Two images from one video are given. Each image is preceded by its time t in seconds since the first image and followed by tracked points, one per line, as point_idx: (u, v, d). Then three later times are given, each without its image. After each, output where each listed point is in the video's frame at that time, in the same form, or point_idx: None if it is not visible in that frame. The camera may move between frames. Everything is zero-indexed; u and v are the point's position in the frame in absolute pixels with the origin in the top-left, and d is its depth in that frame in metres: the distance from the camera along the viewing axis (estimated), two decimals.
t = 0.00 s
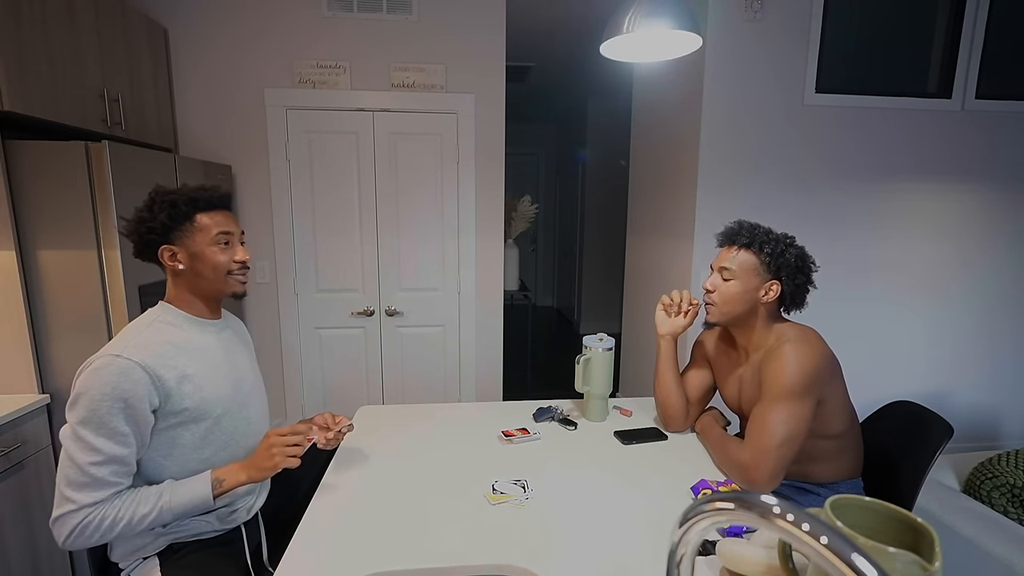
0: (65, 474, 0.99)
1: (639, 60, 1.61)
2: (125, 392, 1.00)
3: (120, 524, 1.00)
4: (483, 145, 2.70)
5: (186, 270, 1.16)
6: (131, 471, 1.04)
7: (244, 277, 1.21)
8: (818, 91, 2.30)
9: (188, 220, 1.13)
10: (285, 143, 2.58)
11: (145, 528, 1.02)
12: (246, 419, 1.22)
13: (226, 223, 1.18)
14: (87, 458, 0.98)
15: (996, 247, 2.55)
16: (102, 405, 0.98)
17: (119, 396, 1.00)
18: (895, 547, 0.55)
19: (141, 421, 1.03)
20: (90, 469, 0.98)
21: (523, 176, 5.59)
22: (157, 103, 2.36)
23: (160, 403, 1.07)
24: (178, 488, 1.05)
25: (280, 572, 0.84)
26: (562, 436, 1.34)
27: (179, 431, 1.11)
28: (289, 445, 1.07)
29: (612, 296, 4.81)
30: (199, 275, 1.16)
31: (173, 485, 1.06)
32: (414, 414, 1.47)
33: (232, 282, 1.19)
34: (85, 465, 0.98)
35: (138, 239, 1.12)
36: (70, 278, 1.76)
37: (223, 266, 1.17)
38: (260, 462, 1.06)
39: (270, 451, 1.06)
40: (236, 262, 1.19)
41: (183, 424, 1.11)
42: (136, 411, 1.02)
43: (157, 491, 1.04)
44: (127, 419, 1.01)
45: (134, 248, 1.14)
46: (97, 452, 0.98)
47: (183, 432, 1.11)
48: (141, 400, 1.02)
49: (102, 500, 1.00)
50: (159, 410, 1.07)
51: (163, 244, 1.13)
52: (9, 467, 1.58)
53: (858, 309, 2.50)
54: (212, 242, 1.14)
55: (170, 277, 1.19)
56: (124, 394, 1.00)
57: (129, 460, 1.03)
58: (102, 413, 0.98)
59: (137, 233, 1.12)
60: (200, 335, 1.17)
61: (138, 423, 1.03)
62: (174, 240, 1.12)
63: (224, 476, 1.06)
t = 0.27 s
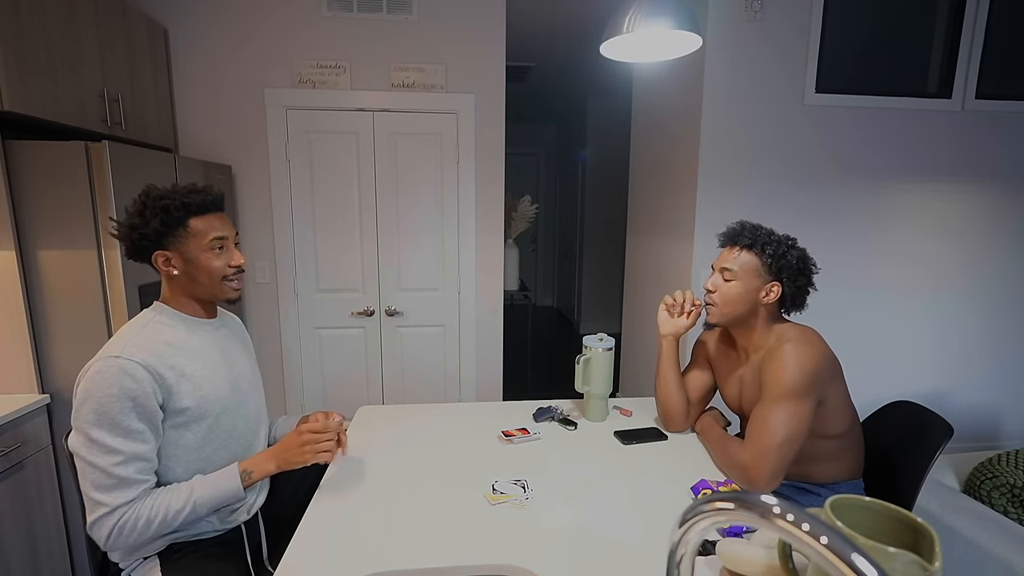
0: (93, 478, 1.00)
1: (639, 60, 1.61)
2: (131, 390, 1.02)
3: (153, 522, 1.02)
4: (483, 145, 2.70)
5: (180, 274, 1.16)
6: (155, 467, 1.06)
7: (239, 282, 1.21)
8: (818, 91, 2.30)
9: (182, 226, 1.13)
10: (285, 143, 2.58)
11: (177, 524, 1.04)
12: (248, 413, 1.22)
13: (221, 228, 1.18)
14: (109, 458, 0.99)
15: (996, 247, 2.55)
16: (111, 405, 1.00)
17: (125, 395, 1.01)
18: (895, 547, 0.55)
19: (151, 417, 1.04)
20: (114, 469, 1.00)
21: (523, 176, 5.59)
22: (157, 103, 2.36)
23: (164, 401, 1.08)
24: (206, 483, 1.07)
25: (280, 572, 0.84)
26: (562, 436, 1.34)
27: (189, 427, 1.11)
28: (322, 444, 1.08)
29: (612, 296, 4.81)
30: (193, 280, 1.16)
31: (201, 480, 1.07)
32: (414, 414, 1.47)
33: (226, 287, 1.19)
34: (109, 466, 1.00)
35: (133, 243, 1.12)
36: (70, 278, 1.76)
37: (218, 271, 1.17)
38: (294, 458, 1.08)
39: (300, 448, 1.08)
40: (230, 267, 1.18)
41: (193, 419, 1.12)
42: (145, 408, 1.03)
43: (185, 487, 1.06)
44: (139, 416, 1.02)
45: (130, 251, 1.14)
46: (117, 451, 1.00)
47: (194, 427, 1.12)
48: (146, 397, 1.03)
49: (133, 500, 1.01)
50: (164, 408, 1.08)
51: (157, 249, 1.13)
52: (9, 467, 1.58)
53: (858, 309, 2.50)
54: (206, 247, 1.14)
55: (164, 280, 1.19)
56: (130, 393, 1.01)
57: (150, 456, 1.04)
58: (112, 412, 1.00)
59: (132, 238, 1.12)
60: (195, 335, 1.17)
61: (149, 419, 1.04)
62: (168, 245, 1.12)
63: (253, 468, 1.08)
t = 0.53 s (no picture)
0: (95, 478, 1.00)
1: (638, 60, 1.61)
2: (127, 390, 1.02)
3: (159, 522, 1.02)
4: (483, 145, 2.70)
5: (176, 276, 1.16)
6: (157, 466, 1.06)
7: (235, 285, 1.21)
8: (818, 91, 2.30)
9: (181, 228, 1.13)
10: (285, 143, 2.58)
11: (181, 523, 1.05)
12: (245, 411, 1.22)
13: (220, 232, 1.18)
14: (109, 458, 1.00)
15: (996, 247, 2.55)
16: (108, 405, 1.00)
17: (122, 395, 1.01)
18: (894, 547, 0.55)
19: (149, 416, 1.04)
20: (116, 469, 1.00)
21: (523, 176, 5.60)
22: (157, 102, 2.36)
23: (161, 400, 1.08)
24: (210, 482, 1.07)
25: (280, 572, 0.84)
26: (562, 436, 1.34)
27: (188, 426, 1.12)
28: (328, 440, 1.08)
29: (612, 296, 4.81)
30: (189, 282, 1.16)
31: (206, 478, 1.08)
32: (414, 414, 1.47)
33: (222, 290, 1.19)
34: (111, 466, 1.00)
35: (130, 243, 1.12)
36: (70, 278, 1.76)
37: (214, 274, 1.17)
38: (298, 455, 1.08)
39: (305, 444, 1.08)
40: (227, 271, 1.19)
41: (192, 418, 1.12)
42: (142, 407, 1.03)
43: (189, 485, 1.06)
44: (137, 416, 1.03)
45: (126, 249, 1.14)
46: (117, 451, 1.00)
47: (193, 426, 1.12)
48: (143, 396, 1.03)
49: (136, 500, 1.01)
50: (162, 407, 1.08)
51: (154, 250, 1.13)
52: (9, 467, 1.58)
53: (858, 309, 2.50)
54: (204, 251, 1.14)
55: (160, 280, 1.19)
56: (127, 393, 1.01)
57: (151, 455, 1.05)
58: (109, 413, 1.00)
59: (129, 237, 1.12)
60: (191, 336, 1.17)
61: (148, 418, 1.04)
62: (166, 247, 1.12)
63: (257, 467, 1.08)
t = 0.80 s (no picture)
0: (99, 479, 1.00)
1: (638, 60, 1.61)
2: (129, 390, 1.02)
3: (165, 523, 1.03)
4: (483, 145, 2.70)
5: (172, 271, 1.15)
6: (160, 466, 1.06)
7: (230, 281, 1.22)
8: (818, 91, 2.30)
9: (178, 223, 1.13)
10: (285, 143, 2.58)
11: (186, 525, 1.05)
12: (246, 412, 1.22)
13: (215, 227, 1.18)
14: (112, 458, 1.00)
15: (996, 247, 2.55)
16: (111, 406, 1.00)
17: (124, 396, 1.01)
18: (895, 547, 0.55)
19: (151, 417, 1.05)
20: (120, 470, 1.00)
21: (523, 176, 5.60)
22: (157, 102, 2.36)
23: (162, 401, 1.08)
24: (219, 487, 1.08)
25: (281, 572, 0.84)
26: (562, 436, 1.34)
27: (188, 427, 1.12)
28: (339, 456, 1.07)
29: (612, 296, 4.81)
30: (184, 277, 1.16)
31: (214, 483, 1.08)
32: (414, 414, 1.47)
33: (217, 285, 1.19)
34: (115, 467, 1.00)
35: (125, 238, 1.11)
36: (70, 277, 1.76)
37: (210, 269, 1.17)
38: (305, 469, 1.06)
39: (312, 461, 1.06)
40: (223, 266, 1.19)
41: (193, 419, 1.12)
42: (144, 408, 1.03)
43: (195, 488, 1.07)
44: (139, 417, 1.03)
45: (120, 245, 1.13)
46: (121, 452, 1.00)
47: (195, 427, 1.12)
48: (145, 397, 1.03)
49: (142, 500, 1.02)
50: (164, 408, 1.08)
51: (150, 244, 1.12)
52: (9, 467, 1.57)
53: (858, 309, 2.50)
54: (200, 245, 1.15)
55: (157, 278, 1.18)
56: (129, 394, 1.02)
57: (154, 455, 1.05)
58: (111, 413, 1.00)
59: (124, 232, 1.11)
60: (192, 336, 1.17)
61: (149, 418, 1.04)
62: (162, 241, 1.12)
63: (266, 477, 1.08)
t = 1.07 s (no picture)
0: (99, 478, 1.00)
1: (639, 60, 1.61)
2: (129, 389, 1.02)
3: (166, 523, 1.03)
4: (483, 145, 2.70)
5: (178, 271, 1.15)
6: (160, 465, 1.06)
7: (234, 285, 1.22)
8: (818, 91, 2.30)
9: (189, 224, 1.13)
10: (285, 143, 2.58)
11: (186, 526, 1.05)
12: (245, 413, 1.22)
13: (225, 232, 1.19)
14: (112, 457, 1.00)
15: (996, 247, 2.55)
16: (111, 404, 1.00)
17: (124, 394, 1.01)
18: (895, 547, 0.55)
19: (151, 416, 1.05)
20: (120, 469, 1.00)
21: (523, 176, 5.60)
22: (157, 102, 2.36)
23: (162, 400, 1.08)
24: (221, 486, 1.08)
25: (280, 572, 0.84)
26: (562, 436, 1.34)
27: (187, 427, 1.12)
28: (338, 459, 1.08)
29: (612, 297, 4.81)
30: (190, 278, 1.15)
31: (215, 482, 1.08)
32: (414, 414, 1.47)
33: (222, 288, 1.20)
34: (115, 465, 1.00)
35: (135, 234, 1.11)
36: (70, 277, 1.76)
37: (215, 272, 1.17)
38: (307, 469, 1.07)
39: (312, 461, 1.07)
40: (229, 270, 1.19)
41: (191, 419, 1.12)
42: (144, 407, 1.03)
43: (197, 488, 1.07)
44: (139, 415, 1.03)
45: (129, 241, 1.13)
46: (121, 451, 1.00)
47: (193, 426, 1.12)
48: (145, 396, 1.04)
49: (143, 499, 1.02)
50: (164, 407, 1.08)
51: (159, 243, 1.12)
52: (9, 467, 1.57)
53: (858, 309, 2.50)
54: (209, 248, 1.15)
55: (161, 277, 1.18)
56: (130, 392, 1.02)
57: (154, 454, 1.05)
58: (111, 411, 1.00)
59: (135, 228, 1.11)
60: (192, 335, 1.17)
61: (149, 417, 1.04)
62: (171, 241, 1.12)
63: (268, 478, 1.08)
